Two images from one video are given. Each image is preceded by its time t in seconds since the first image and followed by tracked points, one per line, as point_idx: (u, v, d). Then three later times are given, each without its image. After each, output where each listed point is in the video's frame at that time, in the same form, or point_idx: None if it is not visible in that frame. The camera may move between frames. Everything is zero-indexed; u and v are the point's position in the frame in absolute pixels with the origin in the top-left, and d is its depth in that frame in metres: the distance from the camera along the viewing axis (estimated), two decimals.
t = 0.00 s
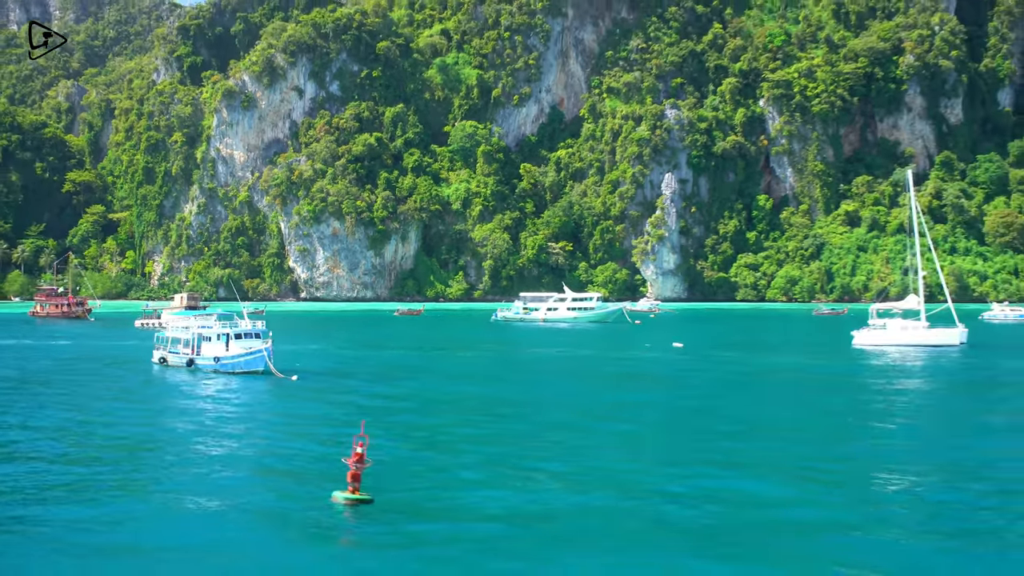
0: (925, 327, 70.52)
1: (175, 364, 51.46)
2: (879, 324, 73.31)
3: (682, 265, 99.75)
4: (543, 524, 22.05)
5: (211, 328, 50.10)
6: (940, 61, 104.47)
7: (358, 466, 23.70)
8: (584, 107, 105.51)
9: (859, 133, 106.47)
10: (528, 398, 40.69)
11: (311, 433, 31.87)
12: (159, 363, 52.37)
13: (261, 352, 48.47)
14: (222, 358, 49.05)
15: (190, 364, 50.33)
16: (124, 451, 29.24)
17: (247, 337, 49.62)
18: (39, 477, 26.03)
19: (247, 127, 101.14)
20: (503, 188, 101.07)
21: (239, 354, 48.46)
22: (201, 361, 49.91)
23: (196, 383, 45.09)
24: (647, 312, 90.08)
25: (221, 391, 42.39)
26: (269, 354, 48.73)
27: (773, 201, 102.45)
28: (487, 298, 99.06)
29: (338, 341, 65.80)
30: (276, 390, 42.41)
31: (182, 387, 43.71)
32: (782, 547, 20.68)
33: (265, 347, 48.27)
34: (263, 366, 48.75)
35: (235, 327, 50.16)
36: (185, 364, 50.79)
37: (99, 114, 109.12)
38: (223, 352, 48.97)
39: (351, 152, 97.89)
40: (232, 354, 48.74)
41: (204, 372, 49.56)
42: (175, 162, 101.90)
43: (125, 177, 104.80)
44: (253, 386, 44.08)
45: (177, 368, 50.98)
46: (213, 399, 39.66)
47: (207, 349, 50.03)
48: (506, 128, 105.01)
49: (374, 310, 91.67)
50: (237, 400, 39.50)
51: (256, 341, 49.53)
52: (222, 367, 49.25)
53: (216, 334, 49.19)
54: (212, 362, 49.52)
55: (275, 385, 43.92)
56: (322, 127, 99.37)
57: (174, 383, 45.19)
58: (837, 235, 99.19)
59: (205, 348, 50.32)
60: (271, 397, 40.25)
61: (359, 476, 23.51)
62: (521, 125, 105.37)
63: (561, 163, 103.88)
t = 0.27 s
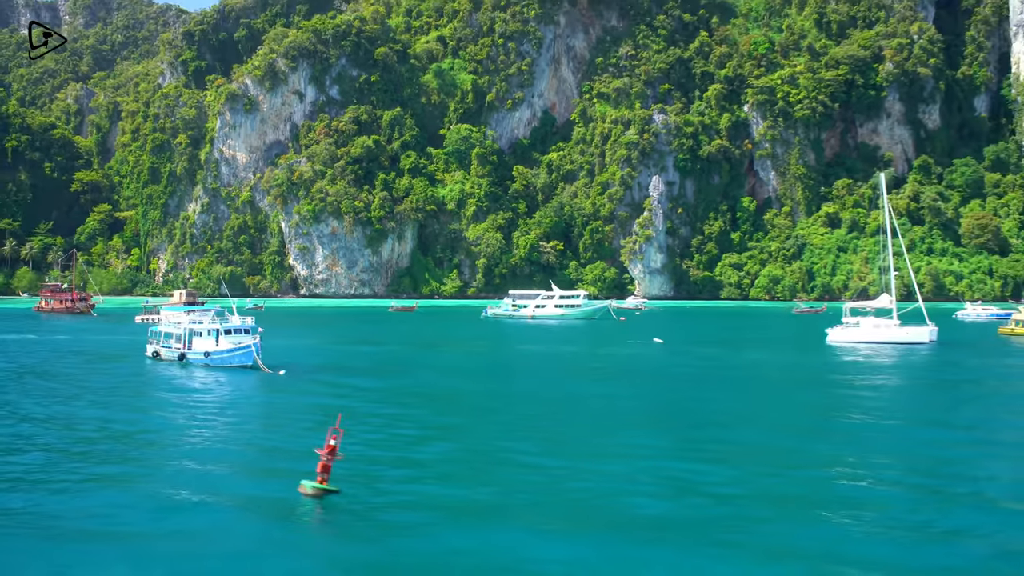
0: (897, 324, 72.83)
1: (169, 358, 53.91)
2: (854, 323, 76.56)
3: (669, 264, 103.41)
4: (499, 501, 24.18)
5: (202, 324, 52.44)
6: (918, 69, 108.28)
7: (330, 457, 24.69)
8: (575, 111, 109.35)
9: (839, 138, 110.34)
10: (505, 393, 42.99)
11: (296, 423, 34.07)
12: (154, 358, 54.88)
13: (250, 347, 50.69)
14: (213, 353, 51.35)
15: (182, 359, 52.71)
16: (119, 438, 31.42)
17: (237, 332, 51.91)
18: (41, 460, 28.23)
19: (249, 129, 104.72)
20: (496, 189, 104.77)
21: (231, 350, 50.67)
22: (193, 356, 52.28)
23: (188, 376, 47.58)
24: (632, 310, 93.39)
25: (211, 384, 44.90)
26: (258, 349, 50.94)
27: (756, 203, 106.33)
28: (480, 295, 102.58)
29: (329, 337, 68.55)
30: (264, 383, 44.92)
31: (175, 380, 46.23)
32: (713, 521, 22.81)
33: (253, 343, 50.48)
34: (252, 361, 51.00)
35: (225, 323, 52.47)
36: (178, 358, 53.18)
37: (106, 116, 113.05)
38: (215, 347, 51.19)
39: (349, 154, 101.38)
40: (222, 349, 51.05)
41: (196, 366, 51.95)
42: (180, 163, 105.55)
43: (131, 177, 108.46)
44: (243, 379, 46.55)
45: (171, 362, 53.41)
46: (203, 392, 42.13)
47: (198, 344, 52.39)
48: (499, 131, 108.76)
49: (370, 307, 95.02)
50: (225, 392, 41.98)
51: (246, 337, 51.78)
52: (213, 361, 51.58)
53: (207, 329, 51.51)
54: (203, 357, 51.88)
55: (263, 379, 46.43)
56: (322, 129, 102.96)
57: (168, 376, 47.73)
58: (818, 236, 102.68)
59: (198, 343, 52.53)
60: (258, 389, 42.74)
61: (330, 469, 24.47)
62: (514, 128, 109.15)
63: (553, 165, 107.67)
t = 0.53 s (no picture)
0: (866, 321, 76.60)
1: (156, 353, 55.67)
2: (824, 319, 79.72)
3: (653, 263, 107.19)
4: (458, 490, 25.28)
5: (188, 319, 54.11)
6: (895, 75, 112.29)
7: (290, 449, 25.21)
8: (563, 115, 113.26)
9: (818, 141, 114.03)
10: (480, 387, 44.58)
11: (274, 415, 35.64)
12: (142, 352, 56.70)
13: (234, 342, 52.34)
14: (197, 348, 53.05)
15: (168, 353, 54.44)
16: (103, 429, 32.89)
17: (221, 328, 53.57)
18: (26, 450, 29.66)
19: (248, 131, 108.16)
20: (487, 190, 108.42)
21: (215, 346, 52.41)
22: (178, 351, 54.00)
23: (175, 369, 49.62)
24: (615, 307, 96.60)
25: (196, 377, 46.97)
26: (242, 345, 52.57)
27: (738, 204, 110.27)
28: (471, 292, 106.10)
29: (317, 332, 70.86)
30: (247, 375, 47.07)
31: (162, 372, 48.31)
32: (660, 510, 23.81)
33: (236, 338, 52.08)
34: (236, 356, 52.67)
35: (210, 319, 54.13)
36: (164, 353, 54.90)
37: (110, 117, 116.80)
38: (200, 343, 52.87)
39: (345, 155, 104.66)
40: (207, 344, 52.70)
41: (182, 361, 53.66)
42: (181, 164, 109.06)
43: (134, 178, 111.96)
44: (228, 372, 48.63)
45: (158, 356, 55.14)
46: (187, 384, 44.21)
47: (184, 339, 54.08)
48: (490, 134, 112.57)
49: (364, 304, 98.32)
50: (209, 384, 44.11)
51: (230, 333, 53.46)
52: (198, 356, 53.26)
53: (192, 325, 53.18)
54: (188, 352, 53.56)
55: (247, 371, 48.57)
56: (318, 132, 106.48)
57: (155, 369, 49.83)
58: (797, 236, 106.18)
59: (184, 338, 54.32)
60: (241, 381, 44.86)
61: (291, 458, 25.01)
62: (505, 131, 112.94)
63: (541, 167, 111.47)
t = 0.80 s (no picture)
0: (835, 320, 78.97)
1: (147, 349, 58.20)
2: (795, 317, 81.60)
3: (637, 263, 111.43)
4: (416, 467, 27.35)
5: (177, 317, 56.58)
6: (870, 82, 116.43)
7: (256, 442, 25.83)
8: (551, 121, 117.76)
9: (796, 146, 118.20)
10: (456, 383, 46.12)
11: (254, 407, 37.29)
12: (134, 348, 59.29)
13: (220, 339, 54.73)
14: (186, 344, 55.50)
15: (159, 349, 56.92)
16: (92, 415, 35.39)
17: (209, 325, 55.97)
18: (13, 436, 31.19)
19: (247, 136, 112.14)
20: (477, 193, 112.56)
21: (201, 342, 55.20)
22: (168, 347, 56.49)
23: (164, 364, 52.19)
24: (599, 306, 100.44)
25: (185, 371, 49.53)
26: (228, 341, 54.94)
27: (718, 206, 114.69)
28: (462, 291, 110.04)
29: (306, 330, 73.72)
30: (233, 370, 49.65)
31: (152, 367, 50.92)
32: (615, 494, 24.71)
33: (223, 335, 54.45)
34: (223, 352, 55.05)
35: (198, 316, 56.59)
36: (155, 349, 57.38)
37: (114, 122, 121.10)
38: (189, 339, 55.35)
39: (340, 159, 108.72)
40: (195, 341, 55.15)
41: (171, 356, 56.11)
42: (182, 167, 113.11)
43: (137, 180, 116.00)
44: (215, 367, 51.16)
45: (148, 352, 57.64)
46: (175, 377, 46.75)
47: (173, 336, 56.56)
48: (480, 139, 116.94)
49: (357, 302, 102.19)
50: (196, 378, 46.64)
51: (217, 330, 55.87)
52: (186, 352, 55.69)
53: (181, 322, 55.65)
54: (177, 348, 56.00)
55: (234, 367, 51.14)
56: (315, 136, 110.55)
57: (146, 364, 52.45)
58: (776, 237, 110.13)
59: (173, 334, 57.24)
60: (226, 375, 47.38)
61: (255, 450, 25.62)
62: (495, 136, 117.28)
63: (530, 171, 115.76)
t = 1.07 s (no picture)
0: (809, 319, 79.34)
1: (136, 348, 60.80)
2: (769, 317, 82.35)
3: (622, 265, 114.81)
4: (371, 461, 29.26)
5: (165, 317, 59.29)
6: (849, 89, 119.54)
7: (216, 438, 27.78)
8: (539, 127, 121.35)
9: (777, 151, 121.33)
10: (428, 381, 47.97)
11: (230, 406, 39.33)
12: (124, 348, 61.91)
13: (207, 338, 57.34)
14: (173, 343, 58.13)
15: (147, 349, 59.52)
16: (77, 413, 37.67)
17: (196, 325, 58.67)
18: None
19: (243, 141, 115.33)
20: (466, 197, 115.86)
21: (189, 340, 57.39)
22: (156, 346, 59.11)
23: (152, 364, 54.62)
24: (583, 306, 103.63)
25: (171, 370, 51.83)
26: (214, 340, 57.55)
27: (701, 210, 118.19)
28: (452, 292, 113.28)
29: (294, 330, 76.15)
30: (217, 369, 51.90)
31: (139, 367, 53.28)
32: (558, 491, 26.33)
33: (208, 334, 57.05)
34: (209, 351, 57.61)
35: (186, 316, 59.31)
36: (143, 348, 59.97)
37: (115, 129, 124.75)
38: (176, 339, 57.99)
39: (334, 165, 112.02)
40: (182, 340, 57.77)
41: (159, 355, 58.70)
42: (179, 172, 116.37)
43: (136, 185, 119.28)
44: (200, 367, 53.50)
45: (137, 352, 60.24)
46: (160, 377, 49.03)
47: (161, 335, 59.19)
48: (470, 145, 120.43)
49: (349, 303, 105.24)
50: (180, 377, 48.93)
51: (204, 329, 58.53)
52: (174, 351, 58.30)
53: (168, 322, 58.32)
54: (165, 347, 58.61)
55: (218, 366, 53.38)
56: (309, 142, 113.83)
57: (134, 364, 54.75)
58: (757, 239, 113.12)
59: (161, 334, 59.32)
60: (210, 374, 49.66)
61: (217, 447, 27.73)
62: (484, 142, 120.80)
63: (518, 175, 119.21)
